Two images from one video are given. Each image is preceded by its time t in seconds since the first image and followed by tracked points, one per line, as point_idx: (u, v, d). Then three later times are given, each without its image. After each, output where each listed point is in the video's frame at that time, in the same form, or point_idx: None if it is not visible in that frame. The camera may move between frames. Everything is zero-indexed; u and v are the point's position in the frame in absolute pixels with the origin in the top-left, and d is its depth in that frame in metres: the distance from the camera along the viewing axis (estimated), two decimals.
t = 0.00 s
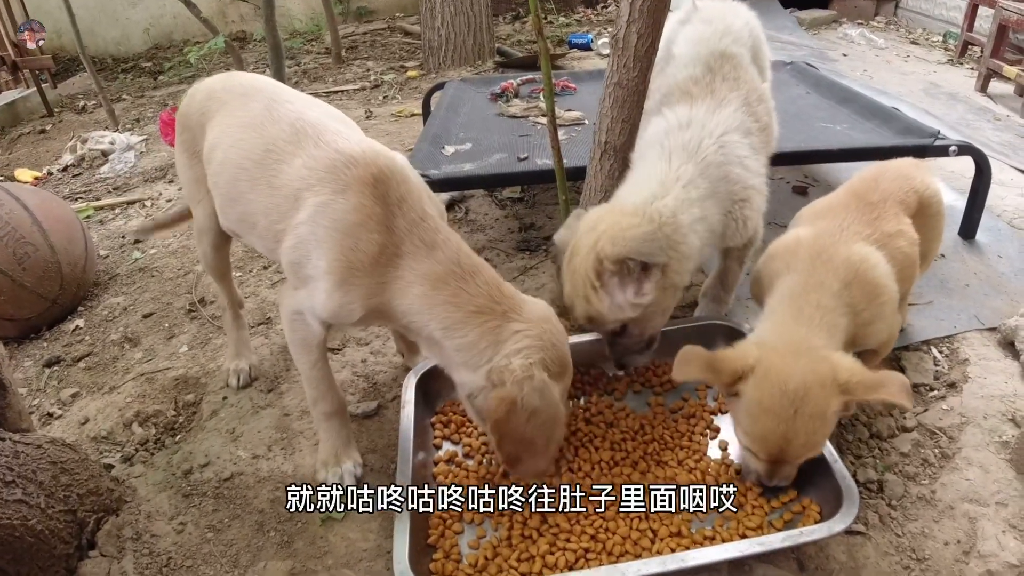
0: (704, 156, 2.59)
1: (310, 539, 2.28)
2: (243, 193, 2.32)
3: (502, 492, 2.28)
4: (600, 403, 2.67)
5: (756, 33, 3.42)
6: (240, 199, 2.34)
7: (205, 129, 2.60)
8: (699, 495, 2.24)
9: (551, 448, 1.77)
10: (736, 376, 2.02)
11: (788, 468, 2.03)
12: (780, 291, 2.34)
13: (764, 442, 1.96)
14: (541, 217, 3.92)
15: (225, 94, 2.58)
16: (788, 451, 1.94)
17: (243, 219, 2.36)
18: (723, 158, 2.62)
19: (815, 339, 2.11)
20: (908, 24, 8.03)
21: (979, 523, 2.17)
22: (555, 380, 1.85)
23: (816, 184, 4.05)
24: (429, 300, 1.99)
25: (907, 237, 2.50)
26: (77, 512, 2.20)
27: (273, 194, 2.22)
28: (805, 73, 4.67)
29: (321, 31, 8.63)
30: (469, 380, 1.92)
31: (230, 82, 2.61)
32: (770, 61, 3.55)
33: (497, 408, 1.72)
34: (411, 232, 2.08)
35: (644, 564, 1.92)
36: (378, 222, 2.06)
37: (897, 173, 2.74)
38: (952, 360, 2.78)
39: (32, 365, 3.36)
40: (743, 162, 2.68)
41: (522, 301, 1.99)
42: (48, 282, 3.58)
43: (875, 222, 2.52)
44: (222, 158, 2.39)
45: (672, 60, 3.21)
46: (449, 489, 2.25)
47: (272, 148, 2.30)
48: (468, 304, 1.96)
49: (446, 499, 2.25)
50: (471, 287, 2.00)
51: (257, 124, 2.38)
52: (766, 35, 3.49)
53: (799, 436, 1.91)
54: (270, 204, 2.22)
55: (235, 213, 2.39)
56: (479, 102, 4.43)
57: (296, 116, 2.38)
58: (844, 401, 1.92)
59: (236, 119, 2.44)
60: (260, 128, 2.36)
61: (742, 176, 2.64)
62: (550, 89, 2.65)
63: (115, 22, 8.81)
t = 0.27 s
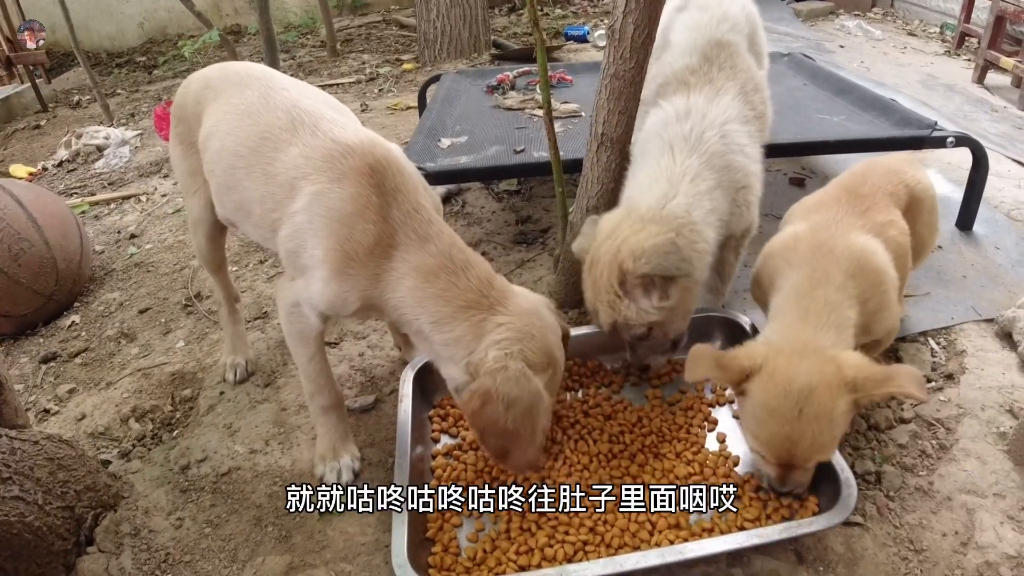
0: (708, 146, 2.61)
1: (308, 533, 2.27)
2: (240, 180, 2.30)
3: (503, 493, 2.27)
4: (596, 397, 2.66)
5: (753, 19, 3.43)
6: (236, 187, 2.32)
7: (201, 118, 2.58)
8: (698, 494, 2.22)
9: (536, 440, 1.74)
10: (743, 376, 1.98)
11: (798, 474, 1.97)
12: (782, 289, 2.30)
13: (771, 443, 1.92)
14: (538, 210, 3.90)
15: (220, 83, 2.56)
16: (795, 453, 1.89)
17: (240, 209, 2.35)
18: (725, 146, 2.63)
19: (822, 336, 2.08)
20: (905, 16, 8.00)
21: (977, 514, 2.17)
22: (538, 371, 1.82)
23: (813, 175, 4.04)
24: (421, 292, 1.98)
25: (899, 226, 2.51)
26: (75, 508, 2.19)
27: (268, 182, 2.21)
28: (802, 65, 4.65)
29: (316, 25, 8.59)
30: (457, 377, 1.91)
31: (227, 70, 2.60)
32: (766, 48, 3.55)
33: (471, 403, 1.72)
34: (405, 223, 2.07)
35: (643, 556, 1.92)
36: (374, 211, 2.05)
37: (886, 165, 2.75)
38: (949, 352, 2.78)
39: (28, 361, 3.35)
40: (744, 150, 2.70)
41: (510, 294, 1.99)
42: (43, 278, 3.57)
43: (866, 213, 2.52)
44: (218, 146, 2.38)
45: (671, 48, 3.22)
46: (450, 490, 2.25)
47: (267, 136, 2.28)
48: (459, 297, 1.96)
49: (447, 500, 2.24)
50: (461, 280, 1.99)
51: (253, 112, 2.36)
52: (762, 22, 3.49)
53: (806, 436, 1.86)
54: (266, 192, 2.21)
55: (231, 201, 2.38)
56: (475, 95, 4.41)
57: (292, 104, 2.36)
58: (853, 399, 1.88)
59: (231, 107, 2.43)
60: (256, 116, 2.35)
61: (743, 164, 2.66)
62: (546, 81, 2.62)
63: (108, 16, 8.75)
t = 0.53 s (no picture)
0: (709, 141, 2.60)
1: (307, 530, 2.27)
2: (235, 177, 2.30)
3: (502, 492, 2.27)
4: (596, 392, 2.66)
5: (753, 16, 3.43)
6: (231, 183, 2.32)
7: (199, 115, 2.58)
8: (698, 494, 2.19)
9: (553, 429, 1.74)
10: (743, 380, 1.97)
11: (790, 483, 1.96)
12: (796, 299, 2.26)
13: (763, 450, 1.91)
14: (536, 206, 3.90)
15: (218, 80, 2.56)
16: (786, 464, 1.88)
17: (237, 205, 2.34)
18: (726, 141, 2.63)
19: (834, 352, 2.05)
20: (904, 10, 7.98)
21: (977, 508, 2.17)
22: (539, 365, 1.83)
23: (812, 170, 4.04)
24: (413, 288, 1.98)
25: (913, 246, 2.53)
26: (74, 506, 2.19)
27: (262, 178, 2.20)
28: (801, 60, 4.65)
29: (314, 21, 8.57)
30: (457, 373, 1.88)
31: (225, 67, 2.60)
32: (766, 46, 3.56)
33: (485, 402, 1.71)
34: (397, 218, 2.07)
35: (643, 552, 1.91)
36: (366, 207, 2.04)
37: (904, 173, 2.71)
38: (949, 346, 2.77)
39: (27, 359, 3.34)
40: (745, 145, 2.70)
41: (505, 290, 1.98)
42: (42, 276, 3.56)
43: (885, 229, 2.50)
44: (214, 144, 2.38)
45: (670, 43, 3.21)
46: (449, 489, 2.24)
47: (262, 133, 2.28)
48: (452, 293, 1.95)
49: (447, 500, 2.23)
50: (454, 277, 1.99)
51: (249, 109, 2.36)
52: (762, 18, 3.49)
53: (799, 448, 1.85)
54: (260, 188, 2.20)
55: (227, 197, 2.38)
56: (474, 91, 4.40)
57: (287, 101, 2.36)
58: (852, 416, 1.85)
59: (228, 105, 2.43)
60: (251, 113, 2.34)
61: (745, 158, 2.66)
62: (543, 76, 2.62)
63: (106, 14, 8.73)
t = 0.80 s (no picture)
0: (707, 141, 2.60)
1: (306, 530, 2.27)
2: (234, 175, 2.29)
3: (502, 493, 2.26)
4: (596, 392, 2.66)
5: (752, 15, 3.43)
6: (231, 181, 2.31)
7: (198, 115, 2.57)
8: (698, 494, 2.19)
9: (535, 434, 1.82)
10: (740, 387, 1.97)
11: (795, 495, 1.92)
12: (802, 312, 2.24)
13: (757, 458, 1.90)
14: (535, 205, 3.90)
15: (217, 78, 2.55)
16: (780, 474, 1.87)
17: (237, 203, 2.33)
18: (724, 141, 2.63)
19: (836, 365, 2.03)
20: (903, 8, 7.98)
21: (977, 507, 2.17)
22: (532, 363, 1.82)
23: (811, 169, 4.03)
24: (412, 288, 1.99)
25: (928, 244, 2.49)
26: (73, 506, 2.19)
27: (262, 177, 2.20)
28: (800, 58, 4.64)
29: (313, 20, 8.56)
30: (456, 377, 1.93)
31: (223, 65, 2.59)
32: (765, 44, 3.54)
33: (465, 405, 1.76)
34: (397, 218, 2.06)
35: (643, 551, 1.91)
36: (366, 206, 2.04)
37: (907, 175, 2.72)
38: (948, 345, 2.77)
39: (26, 359, 3.34)
40: (743, 145, 2.70)
41: (499, 293, 1.99)
42: (41, 276, 3.56)
43: (897, 232, 2.46)
44: (213, 143, 2.37)
45: (667, 43, 3.21)
46: (449, 489, 2.24)
47: (262, 131, 2.27)
48: (447, 296, 1.96)
49: (447, 500, 2.23)
50: (450, 280, 2.00)
51: (248, 108, 2.35)
52: (760, 16, 3.48)
53: (790, 457, 1.83)
54: (260, 187, 2.20)
55: (227, 196, 2.37)
56: (473, 90, 4.39)
57: (287, 100, 2.35)
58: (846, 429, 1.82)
59: (227, 104, 2.42)
60: (250, 112, 2.34)
61: (743, 158, 2.66)
62: (542, 75, 2.61)
63: (104, 13, 8.72)
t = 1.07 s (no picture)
0: (704, 142, 2.61)
1: (306, 530, 2.27)
2: (235, 175, 2.29)
3: (502, 493, 2.26)
4: (597, 392, 2.66)
5: (752, 15, 3.43)
6: (232, 182, 2.31)
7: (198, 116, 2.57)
8: (697, 493, 2.19)
9: (526, 431, 1.78)
10: (750, 375, 1.96)
11: (785, 493, 1.94)
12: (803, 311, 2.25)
13: (753, 446, 1.90)
14: (535, 205, 3.90)
15: (217, 79, 2.55)
16: (773, 464, 1.87)
17: (237, 203, 2.33)
18: (721, 142, 2.64)
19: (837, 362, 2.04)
20: (902, 9, 7.98)
21: (976, 507, 2.17)
22: (529, 364, 1.81)
23: (811, 169, 4.04)
24: (413, 287, 1.98)
25: (925, 241, 2.49)
26: (72, 506, 2.18)
27: (263, 177, 2.20)
28: (800, 59, 4.64)
29: (312, 21, 8.56)
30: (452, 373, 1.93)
31: (223, 66, 2.59)
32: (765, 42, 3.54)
33: (460, 395, 1.73)
34: (397, 218, 2.06)
35: (642, 552, 1.91)
36: (367, 206, 2.04)
37: (902, 171, 2.72)
38: (947, 345, 2.78)
39: (25, 359, 3.34)
40: (740, 146, 2.70)
41: (501, 290, 1.98)
42: (41, 276, 3.56)
43: (894, 229, 2.46)
44: (214, 145, 2.37)
45: (666, 41, 3.21)
46: (449, 489, 2.25)
47: (262, 132, 2.27)
48: (449, 293, 1.95)
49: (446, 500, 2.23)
50: (452, 276, 1.99)
51: (248, 109, 2.35)
52: (760, 16, 3.48)
53: (785, 446, 1.83)
54: (261, 187, 2.20)
55: (228, 196, 2.37)
56: (472, 90, 4.40)
57: (287, 100, 2.35)
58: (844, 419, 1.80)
59: (227, 104, 2.42)
60: (251, 113, 2.34)
61: (740, 159, 2.66)
62: (541, 76, 2.61)
63: (104, 13, 8.72)
